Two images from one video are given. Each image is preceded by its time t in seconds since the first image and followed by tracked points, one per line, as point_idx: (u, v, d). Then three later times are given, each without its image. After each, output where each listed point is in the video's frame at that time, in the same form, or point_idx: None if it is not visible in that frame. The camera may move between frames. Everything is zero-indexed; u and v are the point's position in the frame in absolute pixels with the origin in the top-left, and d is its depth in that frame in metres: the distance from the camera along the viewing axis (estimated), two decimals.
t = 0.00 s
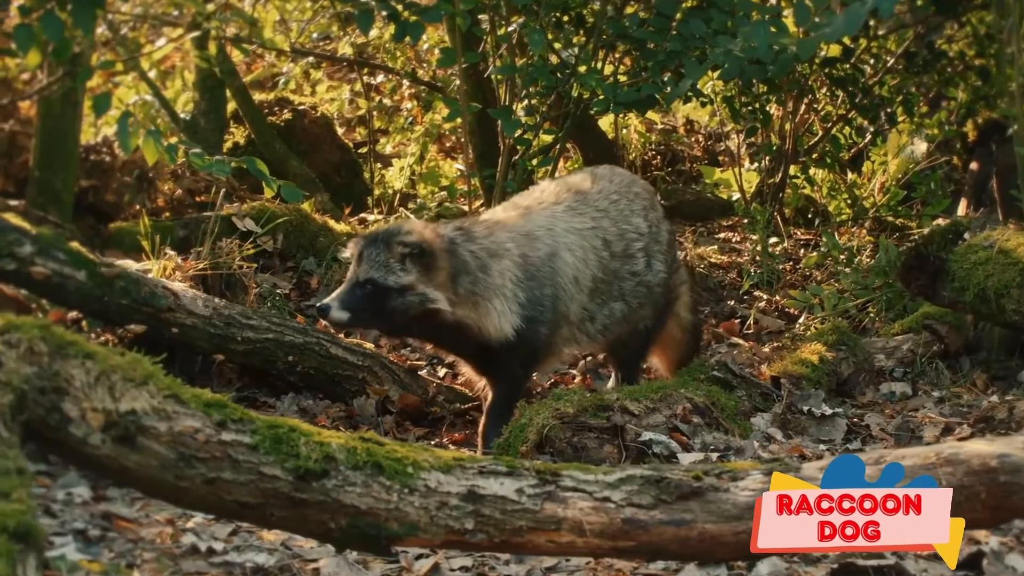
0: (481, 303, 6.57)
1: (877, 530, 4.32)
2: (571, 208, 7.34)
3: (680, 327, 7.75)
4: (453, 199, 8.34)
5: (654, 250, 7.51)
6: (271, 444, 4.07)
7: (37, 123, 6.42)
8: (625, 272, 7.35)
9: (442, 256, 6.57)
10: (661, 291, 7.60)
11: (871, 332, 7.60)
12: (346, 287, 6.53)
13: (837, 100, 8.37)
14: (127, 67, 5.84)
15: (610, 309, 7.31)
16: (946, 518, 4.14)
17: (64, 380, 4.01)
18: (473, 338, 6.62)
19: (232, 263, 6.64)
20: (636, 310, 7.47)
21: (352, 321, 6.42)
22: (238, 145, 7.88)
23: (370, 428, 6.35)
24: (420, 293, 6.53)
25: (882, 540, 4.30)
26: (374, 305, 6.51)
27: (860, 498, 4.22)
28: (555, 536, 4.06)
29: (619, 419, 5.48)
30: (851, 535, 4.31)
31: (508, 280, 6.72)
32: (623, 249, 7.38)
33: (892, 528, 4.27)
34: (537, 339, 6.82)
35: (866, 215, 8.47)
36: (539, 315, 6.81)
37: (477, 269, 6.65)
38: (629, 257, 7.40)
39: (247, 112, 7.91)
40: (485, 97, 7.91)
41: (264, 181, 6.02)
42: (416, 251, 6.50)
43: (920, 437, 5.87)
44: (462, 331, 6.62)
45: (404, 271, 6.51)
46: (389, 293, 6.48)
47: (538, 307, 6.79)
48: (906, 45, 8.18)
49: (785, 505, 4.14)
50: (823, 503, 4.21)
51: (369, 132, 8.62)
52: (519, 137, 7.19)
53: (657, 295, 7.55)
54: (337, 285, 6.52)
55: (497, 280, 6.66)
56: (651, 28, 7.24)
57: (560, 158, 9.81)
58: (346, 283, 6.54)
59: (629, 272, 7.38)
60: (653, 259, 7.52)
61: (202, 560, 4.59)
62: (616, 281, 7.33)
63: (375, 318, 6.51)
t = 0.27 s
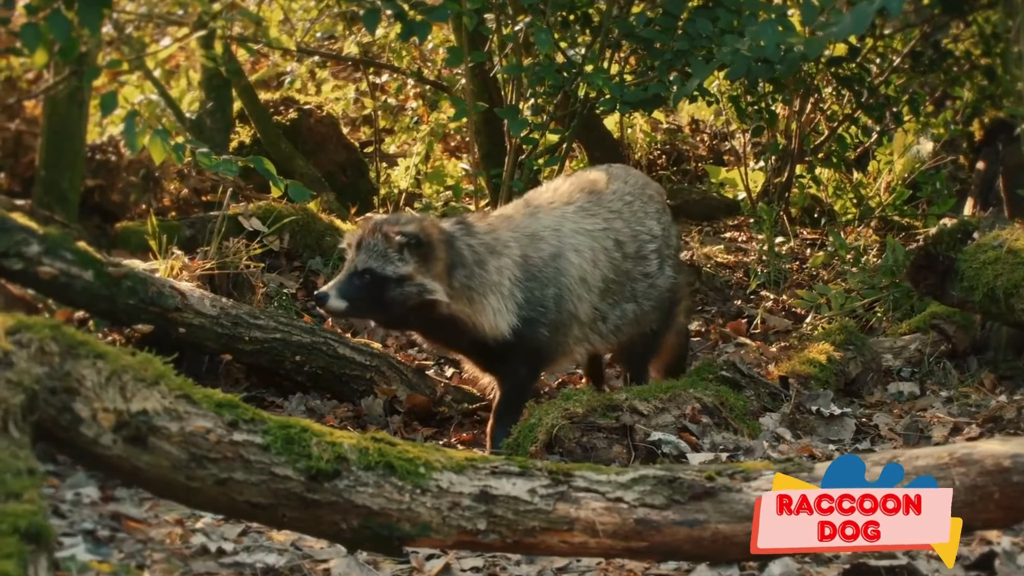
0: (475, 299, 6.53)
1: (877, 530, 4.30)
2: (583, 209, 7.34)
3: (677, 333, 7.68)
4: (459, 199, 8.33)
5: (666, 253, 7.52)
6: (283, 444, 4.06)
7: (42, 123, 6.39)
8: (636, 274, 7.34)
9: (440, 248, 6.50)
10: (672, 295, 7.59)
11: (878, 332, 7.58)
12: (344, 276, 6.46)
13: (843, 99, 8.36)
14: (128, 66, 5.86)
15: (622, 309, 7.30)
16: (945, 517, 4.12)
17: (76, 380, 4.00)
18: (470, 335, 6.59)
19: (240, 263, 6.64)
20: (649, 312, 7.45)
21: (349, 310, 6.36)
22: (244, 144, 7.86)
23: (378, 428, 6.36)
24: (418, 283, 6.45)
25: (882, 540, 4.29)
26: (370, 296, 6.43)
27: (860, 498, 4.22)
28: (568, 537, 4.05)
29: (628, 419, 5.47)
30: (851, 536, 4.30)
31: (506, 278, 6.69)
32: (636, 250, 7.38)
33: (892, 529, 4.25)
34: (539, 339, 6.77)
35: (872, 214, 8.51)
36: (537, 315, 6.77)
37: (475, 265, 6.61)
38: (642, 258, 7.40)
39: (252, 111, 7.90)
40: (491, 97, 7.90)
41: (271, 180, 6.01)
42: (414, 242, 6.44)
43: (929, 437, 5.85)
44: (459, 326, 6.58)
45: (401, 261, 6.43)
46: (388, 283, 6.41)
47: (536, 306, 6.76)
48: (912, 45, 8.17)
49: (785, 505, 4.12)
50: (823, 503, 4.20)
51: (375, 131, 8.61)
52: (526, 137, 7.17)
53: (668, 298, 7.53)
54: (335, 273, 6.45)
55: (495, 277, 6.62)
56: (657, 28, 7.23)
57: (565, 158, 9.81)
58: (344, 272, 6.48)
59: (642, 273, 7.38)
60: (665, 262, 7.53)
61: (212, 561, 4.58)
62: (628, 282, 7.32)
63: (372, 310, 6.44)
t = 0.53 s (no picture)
0: (475, 290, 6.50)
1: (877, 530, 4.27)
2: (595, 208, 7.26)
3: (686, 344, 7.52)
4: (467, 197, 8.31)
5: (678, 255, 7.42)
6: (302, 444, 4.04)
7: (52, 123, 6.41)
8: (648, 275, 7.24)
9: (441, 232, 6.52)
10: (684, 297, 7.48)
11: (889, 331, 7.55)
12: (346, 257, 6.52)
13: (853, 98, 8.34)
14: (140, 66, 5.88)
15: (633, 310, 7.19)
16: (945, 517, 4.11)
17: (93, 379, 3.98)
18: (470, 328, 6.55)
19: (251, 262, 6.62)
20: (662, 314, 7.33)
21: (348, 290, 6.40)
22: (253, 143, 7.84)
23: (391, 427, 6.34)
24: (418, 265, 6.48)
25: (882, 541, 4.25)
26: (371, 277, 6.47)
27: (860, 498, 4.19)
28: (588, 537, 4.03)
29: (643, 418, 5.46)
30: (851, 536, 4.25)
31: (510, 273, 6.62)
32: (648, 250, 7.30)
33: (892, 529, 4.23)
34: (544, 339, 6.68)
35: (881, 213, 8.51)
36: (541, 314, 6.66)
37: (477, 255, 6.58)
38: (654, 259, 7.31)
39: (261, 108, 7.87)
40: (501, 95, 7.88)
41: (284, 179, 5.98)
42: (413, 224, 6.45)
43: (943, 436, 5.83)
44: (459, 316, 6.55)
45: (402, 242, 6.47)
46: (387, 264, 6.45)
47: (541, 305, 6.67)
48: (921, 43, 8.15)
49: (786, 505, 4.10)
50: (823, 504, 4.18)
51: (384, 130, 8.58)
52: (537, 135, 7.14)
53: (680, 301, 7.42)
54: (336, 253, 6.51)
55: (497, 271, 6.57)
56: (669, 26, 7.22)
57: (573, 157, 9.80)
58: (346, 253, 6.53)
59: (654, 274, 7.29)
60: (678, 265, 7.43)
61: (228, 561, 4.55)
62: (640, 282, 7.22)
63: (372, 290, 6.48)
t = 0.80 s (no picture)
0: (476, 298, 6.33)
1: (877, 530, 4.21)
2: (593, 204, 7.14)
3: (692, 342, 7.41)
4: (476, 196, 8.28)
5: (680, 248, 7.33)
6: (320, 445, 4.01)
7: (60, 122, 6.41)
8: (651, 270, 7.14)
9: (438, 239, 6.33)
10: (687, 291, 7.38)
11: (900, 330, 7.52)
12: (342, 271, 6.31)
13: (862, 96, 8.31)
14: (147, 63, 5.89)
15: (637, 305, 7.07)
16: (945, 517, 4.07)
17: (110, 379, 3.96)
18: (473, 335, 6.39)
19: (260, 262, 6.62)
20: (667, 309, 7.22)
21: (348, 305, 6.21)
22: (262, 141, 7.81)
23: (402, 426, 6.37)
24: (418, 276, 6.27)
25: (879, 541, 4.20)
26: (370, 291, 6.28)
27: (860, 498, 4.16)
28: (607, 538, 4.01)
29: (657, 418, 5.44)
30: (851, 536, 4.19)
31: (510, 278, 6.46)
32: (649, 244, 7.20)
33: (892, 530, 4.18)
34: (549, 341, 6.52)
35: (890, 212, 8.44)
36: (546, 317, 6.52)
37: (475, 261, 6.41)
38: (656, 252, 7.22)
39: (269, 106, 7.84)
40: (510, 93, 7.85)
41: (294, 178, 5.97)
42: (412, 234, 6.26)
43: (957, 436, 5.80)
44: (460, 324, 6.39)
45: (401, 254, 6.26)
46: (386, 276, 6.24)
47: (545, 307, 6.52)
48: (931, 41, 8.13)
49: (786, 505, 4.06)
50: (823, 503, 4.13)
51: (392, 129, 8.55)
52: (547, 134, 7.11)
53: (685, 295, 7.32)
54: (333, 268, 6.30)
55: (497, 278, 6.40)
56: (679, 24, 7.18)
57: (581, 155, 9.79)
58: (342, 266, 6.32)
59: (657, 267, 7.20)
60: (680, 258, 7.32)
61: (243, 562, 4.53)
62: (643, 276, 7.12)
63: (372, 304, 6.29)
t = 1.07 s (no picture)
0: (473, 312, 6.15)
1: (877, 531, 4.16)
2: (580, 202, 6.96)
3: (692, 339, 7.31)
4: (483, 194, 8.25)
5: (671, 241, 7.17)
6: (335, 445, 3.99)
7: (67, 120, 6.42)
8: (643, 265, 6.99)
9: (431, 260, 6.16)
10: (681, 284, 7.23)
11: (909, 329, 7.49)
12: (337, 300, 6.09)
13: (870, 95, 8.30)
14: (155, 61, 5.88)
15: (632, 302, 6.92)
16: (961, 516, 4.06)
17: (124, 379, 3.95)
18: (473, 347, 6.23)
19: (270, 261, 6.67)
20: (661, 304, 7.08)
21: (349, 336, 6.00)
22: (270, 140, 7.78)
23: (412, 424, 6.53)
24: (417, 300, 6.10)
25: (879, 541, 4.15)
26: (369, 319, 6.07)
27: (860, 498, 4.13)
28: (624, 538, 3.99)
29: (669, 418, 5.42)
30: (851, 536, 4.13)
31: (506, 288, 6.27)
32: (640, 240, 7.04)
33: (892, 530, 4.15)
34: (549, 344, 6.39)
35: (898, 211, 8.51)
36: (543, 320, 6.36)
37: (470, 278, 6.23)
38: (647, 248, 7.06)
39: (276, 104, 7.83)
40: (518, 91, 7.82)
41: (303, 176, 5.96)
42: (406, 256, 6.07)
43: (969, 436, 5.77)
44: (460, 341, 6.24)
45: (397, 278, 6.08)
46: (384, 303, 6.06)
47: (542, 310, 6.35)
48: (939, 40, 8.11)
49: (786, 505, 4.03)
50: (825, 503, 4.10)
51: (399, 128, 8.53)
52: (556, 132, 7.09)
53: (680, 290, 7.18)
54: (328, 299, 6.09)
55: (493, 289, 6.21)
56: (687, 22, 7.15)
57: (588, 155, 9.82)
58: (337, 296, 6.10)
59: (649, 263, 7.04)
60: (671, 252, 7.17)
61: (256, 562, 4.51)
62: (635, 273, 6.95)
63: (372, 331, 6.09)
